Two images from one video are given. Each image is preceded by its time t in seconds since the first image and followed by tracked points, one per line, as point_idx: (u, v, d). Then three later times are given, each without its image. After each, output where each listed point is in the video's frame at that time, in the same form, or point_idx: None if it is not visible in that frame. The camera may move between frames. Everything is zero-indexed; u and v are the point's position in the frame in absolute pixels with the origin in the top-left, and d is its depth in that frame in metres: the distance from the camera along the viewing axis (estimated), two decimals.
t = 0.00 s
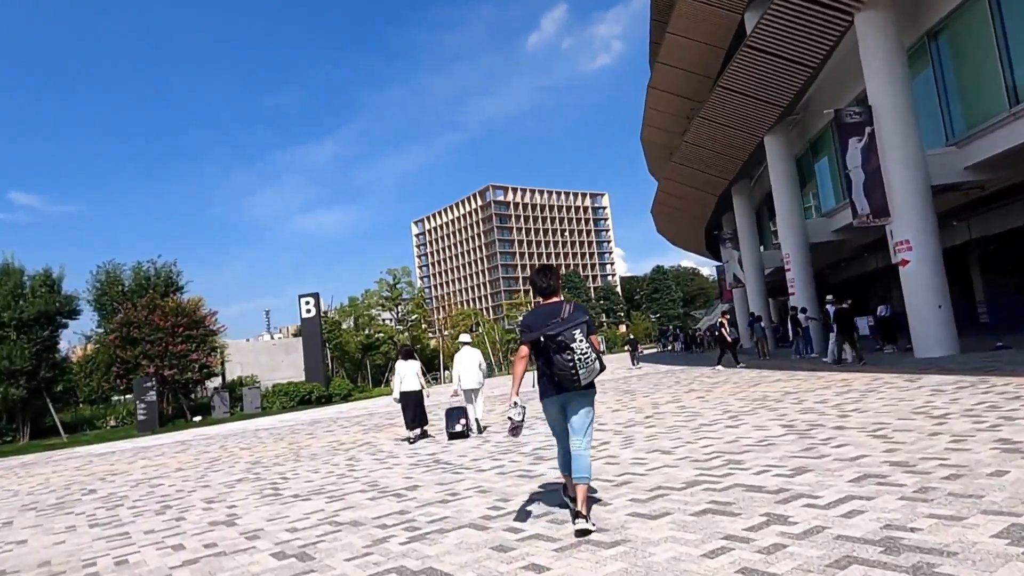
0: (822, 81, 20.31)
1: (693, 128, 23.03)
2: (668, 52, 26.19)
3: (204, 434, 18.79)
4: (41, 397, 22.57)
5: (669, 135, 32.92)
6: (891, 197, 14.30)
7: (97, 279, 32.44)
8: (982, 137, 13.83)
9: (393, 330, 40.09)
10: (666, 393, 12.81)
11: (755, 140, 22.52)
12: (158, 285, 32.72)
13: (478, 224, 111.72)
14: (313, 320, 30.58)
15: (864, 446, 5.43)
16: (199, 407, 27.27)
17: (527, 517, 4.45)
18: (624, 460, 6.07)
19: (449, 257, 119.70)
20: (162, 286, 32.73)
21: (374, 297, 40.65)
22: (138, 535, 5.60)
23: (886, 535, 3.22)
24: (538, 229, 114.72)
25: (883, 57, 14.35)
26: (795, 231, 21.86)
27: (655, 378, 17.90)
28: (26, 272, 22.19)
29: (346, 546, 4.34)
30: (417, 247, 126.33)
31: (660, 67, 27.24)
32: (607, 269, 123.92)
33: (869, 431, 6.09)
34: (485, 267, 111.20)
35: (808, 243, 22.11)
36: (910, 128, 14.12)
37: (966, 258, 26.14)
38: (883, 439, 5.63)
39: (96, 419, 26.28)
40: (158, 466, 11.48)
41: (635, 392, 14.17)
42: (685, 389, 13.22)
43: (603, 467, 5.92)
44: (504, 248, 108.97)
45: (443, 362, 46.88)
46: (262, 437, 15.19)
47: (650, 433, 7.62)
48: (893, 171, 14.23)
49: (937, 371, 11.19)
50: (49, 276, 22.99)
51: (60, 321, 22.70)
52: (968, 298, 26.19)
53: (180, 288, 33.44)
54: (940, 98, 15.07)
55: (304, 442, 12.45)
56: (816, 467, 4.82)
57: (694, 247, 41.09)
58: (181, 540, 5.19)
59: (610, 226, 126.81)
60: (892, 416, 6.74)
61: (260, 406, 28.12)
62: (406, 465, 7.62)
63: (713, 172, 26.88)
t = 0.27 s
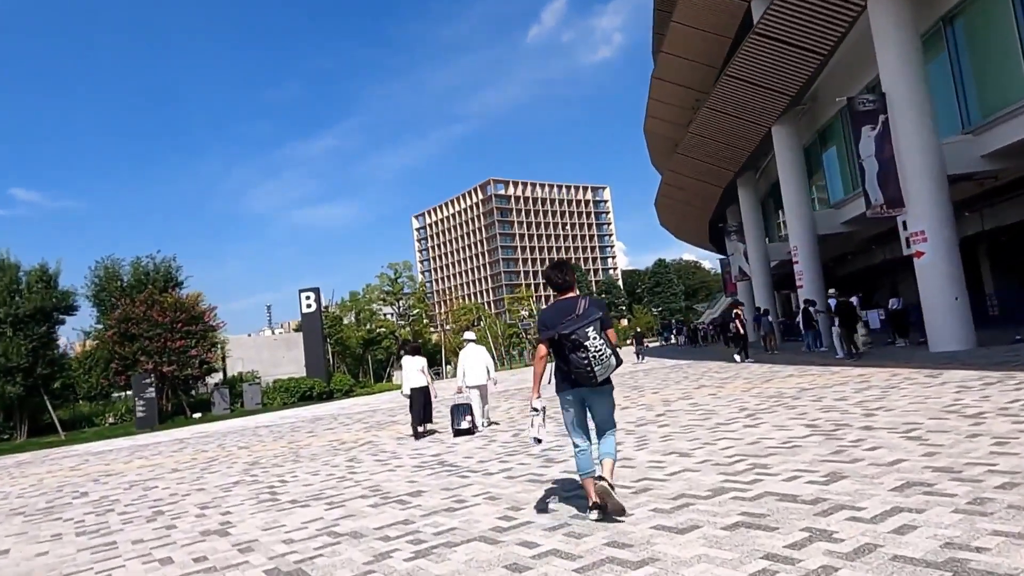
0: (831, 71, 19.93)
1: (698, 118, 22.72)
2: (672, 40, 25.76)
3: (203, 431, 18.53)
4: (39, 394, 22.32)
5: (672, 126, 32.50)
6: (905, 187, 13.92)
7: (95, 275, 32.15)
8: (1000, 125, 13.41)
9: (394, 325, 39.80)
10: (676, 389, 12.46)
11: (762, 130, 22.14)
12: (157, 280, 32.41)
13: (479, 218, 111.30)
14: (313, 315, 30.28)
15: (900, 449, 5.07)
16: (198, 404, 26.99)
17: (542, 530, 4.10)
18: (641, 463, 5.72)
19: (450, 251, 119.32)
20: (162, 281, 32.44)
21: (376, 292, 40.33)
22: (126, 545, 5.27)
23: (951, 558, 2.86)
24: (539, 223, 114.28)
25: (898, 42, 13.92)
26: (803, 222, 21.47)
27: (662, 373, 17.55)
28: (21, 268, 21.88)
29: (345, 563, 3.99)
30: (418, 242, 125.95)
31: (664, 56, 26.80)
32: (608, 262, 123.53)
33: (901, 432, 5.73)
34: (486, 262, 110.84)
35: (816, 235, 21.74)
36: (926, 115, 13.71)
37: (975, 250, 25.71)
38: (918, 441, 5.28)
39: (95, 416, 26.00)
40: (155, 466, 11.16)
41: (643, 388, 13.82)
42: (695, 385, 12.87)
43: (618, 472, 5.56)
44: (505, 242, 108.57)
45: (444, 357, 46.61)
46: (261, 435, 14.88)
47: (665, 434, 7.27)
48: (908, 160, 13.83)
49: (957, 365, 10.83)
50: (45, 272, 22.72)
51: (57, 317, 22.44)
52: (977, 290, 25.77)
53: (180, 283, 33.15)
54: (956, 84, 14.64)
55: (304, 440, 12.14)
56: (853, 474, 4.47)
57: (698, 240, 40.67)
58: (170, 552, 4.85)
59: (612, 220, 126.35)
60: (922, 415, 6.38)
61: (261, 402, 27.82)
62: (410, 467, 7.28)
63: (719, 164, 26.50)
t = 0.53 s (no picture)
0: (838, 58, 19.58)
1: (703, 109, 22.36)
2: (675, 30, 25.38)
3: (201, 429, 18.24)
4: (36, 393, 22.06)
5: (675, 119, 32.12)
6: (918, 175, 13.55)
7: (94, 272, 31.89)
8: (1015, 111, 13.03)
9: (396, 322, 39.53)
10: (683, 384, 12.12)
11: (768, 119, 21.84)
12: (157, 277, 32.14)
13: (481, 215, 110.95)
14: (314, 312, 30.01)
15: (930, 443, 4.74)
16: (198, 402, 26.72)
17: (548, 534, 3.78)
18: (652, 461, 5.39)
19: (452, 248, 118.97)
20: (161, 278, 32.17)
21: (377, 289, 40.06)
22: (104, 550, 4.95)
23: (1012, 565, 2.54)
24: (541, 219, 113.92)
25: (911, 26, 13.54)
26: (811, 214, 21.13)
27: (668, 368, 17.17)
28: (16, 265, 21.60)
29: (336, 570, 3.67)
30: (420, 239, 125.61)
31: (667, 47, 26.42)
32: (611, 258, 123.26)
33: (929, 425, 5.39)
34: (488, 258, 110.54)
35: (824, 227, 21.37)
36: (939, 102, 13.36)
37: (984, 242, 25.29)
38: (948, 435, 4.94)
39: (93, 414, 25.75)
40: (148, 466, 10.85)
41: (649, 383, 13.46)
42: (703, 379, 12.53)
43: (628, 469, 5.23)
44: (507, 239, 108.27)
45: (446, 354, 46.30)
46: (258, 433, 14.57)
47: (675, 429, 6.93)
48: (922, 147, 13.46)
49: (976, 357, 10.46)
50: (41, 269, 22.45)
51: (53, 315, 22.17)
52: (987, 282, 25.34)
53: (180, 281, 32.88)
54: (970, 70, 14.25)
55: (302, 438, 11.83)
56: (884, 471, 4.13)
57: (702, 235, 40.29)
58: (150, 558, 4.53)
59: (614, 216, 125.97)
60: (947, 408, 6.04)
61: (261, 399, 27.54)
62: (409, 466, 6.96)
63: (723, 156, 26.13)
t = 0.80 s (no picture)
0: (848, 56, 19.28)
1: (711, 107, 22.14)
2: (681, 30, 25.04)
3: (202, 436, 17.94)
4: (36, 399, 21.80)
5: (681, 120, 31.73)
6: (935, 175, 13.11)
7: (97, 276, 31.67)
8: None
9: (400, 326, 39.21)
10: (694, 390, 11.74)
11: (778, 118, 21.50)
12: (159, 281, 31.89)
13: (486, 218, 110.66)
14: (317, 316, 29.67)
15: (973, 460, 4.37)
16: (199, 407, 26.41)
17: (560, 564, 3.42)
18: (668, 477, 5.02)
19: (456, 251, 118.69)
20: (164, 283, 31.95)
21: (381, 293, 39.77)
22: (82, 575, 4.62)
23: None
24: (545, 222, 113.56)
25: (928, 21, 13.14)
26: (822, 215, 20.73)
27: (677, 373, 16.77)
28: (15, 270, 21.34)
29: None
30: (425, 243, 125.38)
31: (673, 47, 26.08)
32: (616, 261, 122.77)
33: (967, 439, 5.01)
34: (493, 261, 110.24)
35: (835, 228, 20.96)
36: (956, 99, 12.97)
37: (999, 242, 24.79)
38: (991, 451, 4.56)
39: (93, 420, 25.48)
40: (143, 476, 10.54)
41: (659, 389, 13.08)
42: (715, 386, 12.15)
43: (644, 486, 4.86)
44: (512, 242, 107.93)
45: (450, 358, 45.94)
46: (258, 441, 14.24)
47: (690, 441, 6.56)
48: (939, 146, 13.05)
49: (1001, 363, 10.04)
50: (41, 274, 22.22)
51: (53, 319, 21.93)
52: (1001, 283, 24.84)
53: (182, 285, 32.63)
54: (988, 67, 13.85)
55: (301, 447, 11.49)
56: (929, 493, 3.76)
57: (709, 237, 39.85)
58: None
59: (619, 219, 125.48)
60: (984, 419, 5.66)
61: (264, 405, 27.19)
62: (410, 480, 6.61)
63: (730, 156, 25.84)
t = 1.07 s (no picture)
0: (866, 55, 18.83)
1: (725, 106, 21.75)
2: (695, 29, 24.60)
3: (206, 437, 17.66)
4: (39, 399, 21.57)
5: (693, 122, 31.31)
6: (962, 171, 12.72)
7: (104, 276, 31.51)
8: None
9: (407, 329, 38.88)
10: (712, 394, 11.31)
11: (794, 117, 21.06)
12: (165, 282, 31.71)
13: (494, 222, 110.40)
14: (323, 318, 29.36)
15: None
16: (204, 409, 26.12)
17: None
18: (702, 485, 4.61)
19: (464, 255, 118.45)
20: (171, 283, 31.76)
21: (389, 295, 39.47)
22: None
23: None
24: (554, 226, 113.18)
25: (956, 13, 12.69)
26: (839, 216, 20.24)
27: (692, 377, 16.33)
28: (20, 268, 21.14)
29: None
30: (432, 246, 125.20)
31: (686, 47, 25.64)
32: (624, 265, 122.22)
33: None
34: (501, 265, 109.91)
35: (853, 230, 20.48)
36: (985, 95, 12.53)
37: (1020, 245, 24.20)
38: None
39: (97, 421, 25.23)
40: (141, 478, 10.21)
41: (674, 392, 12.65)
42: (733, 389, 11.72)
43: (672, 496, 4.46)
44: (519, 245, 107.60)
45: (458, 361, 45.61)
46: (262, 443, 13.91)
47: (716, 447, 6.15)
48: (967, 143, 12.60)
49: None
50: (46, 272, 22.01)
51: (58, 319, 21.70)
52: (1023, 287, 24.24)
53: (189, 285, 32.44)
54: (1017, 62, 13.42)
55: (306, 449, 11.14)
56: (1001, 509, 3.34)
57: (720, 240, 39.34)
58: None
59: (627, 223, 124.94)
60: None
61: (269, 407, 26.85)
62: (417, 485, 6.23)
63: (744, 157, 25.40)
